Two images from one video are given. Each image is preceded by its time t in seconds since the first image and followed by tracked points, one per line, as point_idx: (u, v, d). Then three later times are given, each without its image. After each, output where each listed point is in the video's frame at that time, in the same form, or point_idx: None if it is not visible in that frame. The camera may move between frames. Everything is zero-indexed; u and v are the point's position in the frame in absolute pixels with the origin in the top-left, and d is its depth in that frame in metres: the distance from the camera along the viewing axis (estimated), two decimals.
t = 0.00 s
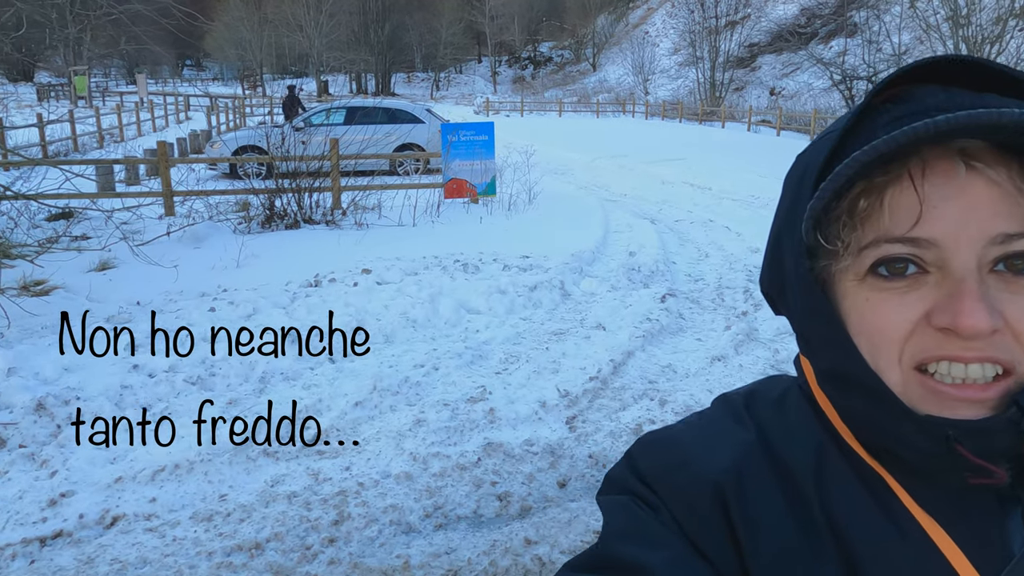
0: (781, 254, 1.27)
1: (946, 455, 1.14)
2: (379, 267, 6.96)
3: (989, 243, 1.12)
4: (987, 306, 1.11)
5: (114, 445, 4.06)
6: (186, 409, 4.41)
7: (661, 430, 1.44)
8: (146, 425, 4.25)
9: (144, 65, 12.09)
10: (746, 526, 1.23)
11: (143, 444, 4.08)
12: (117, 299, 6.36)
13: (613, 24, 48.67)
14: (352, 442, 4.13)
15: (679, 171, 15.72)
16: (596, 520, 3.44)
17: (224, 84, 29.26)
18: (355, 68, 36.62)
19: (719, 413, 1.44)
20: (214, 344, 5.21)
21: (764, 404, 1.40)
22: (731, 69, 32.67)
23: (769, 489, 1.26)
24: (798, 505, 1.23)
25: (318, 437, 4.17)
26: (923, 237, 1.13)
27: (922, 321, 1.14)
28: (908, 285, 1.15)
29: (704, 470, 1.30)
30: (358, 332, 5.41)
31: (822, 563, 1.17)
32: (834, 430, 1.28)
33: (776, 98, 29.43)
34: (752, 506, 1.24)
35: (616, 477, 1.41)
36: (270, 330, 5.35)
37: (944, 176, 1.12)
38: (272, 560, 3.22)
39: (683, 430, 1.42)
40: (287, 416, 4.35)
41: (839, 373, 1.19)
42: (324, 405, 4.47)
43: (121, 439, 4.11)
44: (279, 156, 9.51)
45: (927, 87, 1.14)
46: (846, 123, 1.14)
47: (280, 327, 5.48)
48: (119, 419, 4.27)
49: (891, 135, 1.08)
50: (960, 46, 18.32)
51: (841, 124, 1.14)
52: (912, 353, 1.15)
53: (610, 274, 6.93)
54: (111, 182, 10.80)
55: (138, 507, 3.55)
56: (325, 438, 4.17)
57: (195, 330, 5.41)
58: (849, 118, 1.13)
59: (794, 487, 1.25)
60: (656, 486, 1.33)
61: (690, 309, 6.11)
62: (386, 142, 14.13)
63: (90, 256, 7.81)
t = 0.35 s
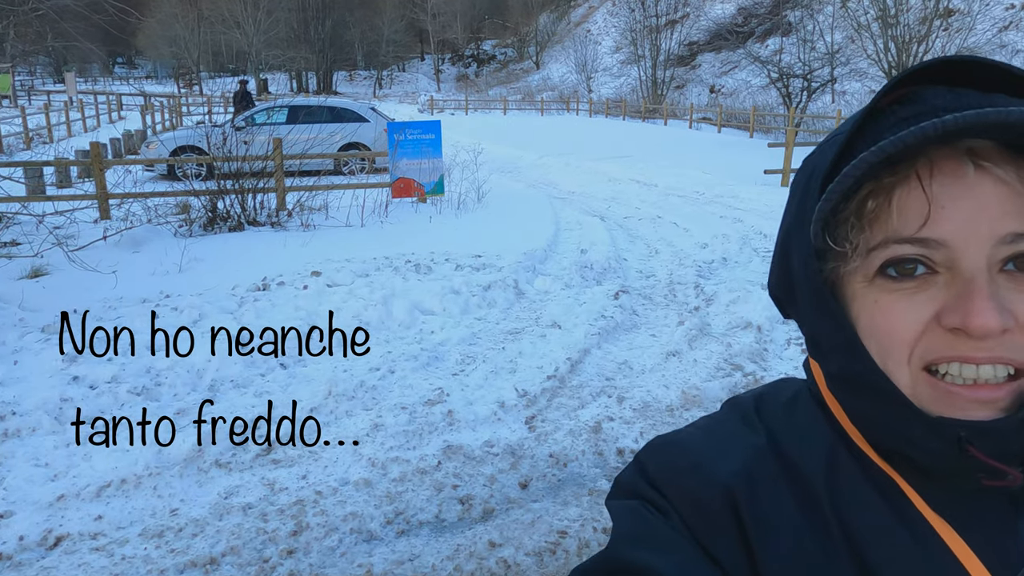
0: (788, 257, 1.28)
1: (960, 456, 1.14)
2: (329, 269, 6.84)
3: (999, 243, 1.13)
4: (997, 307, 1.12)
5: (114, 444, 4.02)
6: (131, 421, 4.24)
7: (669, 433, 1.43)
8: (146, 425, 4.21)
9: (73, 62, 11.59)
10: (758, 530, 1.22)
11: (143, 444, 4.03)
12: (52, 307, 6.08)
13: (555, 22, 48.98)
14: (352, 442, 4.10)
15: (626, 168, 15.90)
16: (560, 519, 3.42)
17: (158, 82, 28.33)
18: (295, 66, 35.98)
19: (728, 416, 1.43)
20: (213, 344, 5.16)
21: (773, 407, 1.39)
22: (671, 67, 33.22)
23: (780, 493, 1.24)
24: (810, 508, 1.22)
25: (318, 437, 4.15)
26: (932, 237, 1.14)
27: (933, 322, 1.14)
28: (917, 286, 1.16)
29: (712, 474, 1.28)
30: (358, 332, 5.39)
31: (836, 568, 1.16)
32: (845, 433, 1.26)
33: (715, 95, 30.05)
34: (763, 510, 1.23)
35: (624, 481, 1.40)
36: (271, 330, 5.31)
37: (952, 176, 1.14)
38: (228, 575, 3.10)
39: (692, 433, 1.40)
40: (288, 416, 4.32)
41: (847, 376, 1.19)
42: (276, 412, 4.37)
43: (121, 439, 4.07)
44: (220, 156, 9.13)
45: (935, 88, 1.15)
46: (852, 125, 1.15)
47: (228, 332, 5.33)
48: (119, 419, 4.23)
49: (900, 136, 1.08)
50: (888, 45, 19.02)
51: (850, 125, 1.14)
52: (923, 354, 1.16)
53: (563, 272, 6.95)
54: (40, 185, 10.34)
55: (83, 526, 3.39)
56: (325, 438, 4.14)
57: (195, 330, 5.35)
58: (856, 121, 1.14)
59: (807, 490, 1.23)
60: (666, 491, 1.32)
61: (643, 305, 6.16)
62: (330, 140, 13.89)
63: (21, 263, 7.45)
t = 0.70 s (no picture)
0: (770, 257, 1.30)
1: (942, 449, 1.16)
2: (282, 275, 6.72)
3: (974, 238, 1.16)
4: (974, 300, 1.15)
5: (114, 444, 4.03)
6: (77, 436, 4.09)
7: (655, 436, 1.45)
8: (146, 425, 4.22)
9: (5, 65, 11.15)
10: (743, 526, 1.23)
11: (142, 444, 4.04)
12: None
13: (503, 24, 49.10)
14: (352, 442, 4.10)
15: (577, 170, 16.01)
16: (524, 523, 3.41)
17: (96, 85, 27.46)
18: (240, 69, 35.31)
19: (711, 418, 1.46)
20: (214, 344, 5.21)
21: (756, 407, 1.42)
22: (619, 70, 33.59)
23: (764, 489, 1.26)
24: (795, 504, 1.23)
25: (318, 437, 4.15)
26: (909, 233, 1.17)
27: (912, 316, 1.17)
28: (895, 281, 1.19)
29: (697, 474, 1.30)
30: (358, 332, 5.44)
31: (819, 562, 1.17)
32: (826, 431, 1.28)
33: (663, 98, 30.49)
34: (748, 506, 1.24)
35: (611, 484, 1.42)
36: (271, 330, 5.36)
37: (928, 173, 1.17)
38: None
39: (678, 435, 1.43)
40: (288, 416, 4.35)
41: (828, 371, 1.22)
42: (231, 423, 4.26)
43: (121, 439, 4.08)
44: (165, 162, 8.93)
45: (908, 90, 1.19)
46: (829, 126, 1.19)
47: (178, 342, 5.18)
48: (119, 419, 4.25)
49: (876, 134, 1.11)
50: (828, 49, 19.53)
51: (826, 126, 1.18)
52: (903, 348, 1.18)
53: (519, 274, 6.95)
54: None
55: (28, 548, 3.25)
56: (325, 438, 4.15)
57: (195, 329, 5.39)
58: (832, 122, 1.17)
59: (790, 485, 1.25)
60: (653, 492, 1.34)
61: (600, 306, 6.21)
62: (278, 144, 13.67)
63: None
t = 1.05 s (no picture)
0: (711, 260, 1.32)
1: (879, 446, 1.20)
2: (234, 285, 6.61)
3: (904, 242, 1.21)
4: (907, 301, 1.20)
5: (114, 444, 4.08)
6: (20, 454, 3.95)
7: (601, 440, 1.45)
8: (146, 425, 4.28)
9: None
10: (688, 526, 1.24)
11: (142, 444, 4.10)
12: None
13: (458, 31, 49.06)
14: (352, 442, 4.16)
15: (534, 176, 16.06)
16: (483, 529, 3.40)
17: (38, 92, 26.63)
18: (190, 75, 34.69)
19: (655, 421, 1.47)
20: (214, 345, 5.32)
21: (699, 409, 1.43)
22: (574, 76, 33.83)
23: (708, 489, 1.27)
24: (736, 504, 1.25)
25: (318, 437, 4.21)
26: (845, 238, 1.20)
27: (849, 318, 1.21)
28: (833, 284, 1.22)
29: (642, 476, 1.31)
30: (358, 332, 5.56)
31: (761, 560, 1.19)
32: (766, 431, 1.31)
33: (618, 104, 30.79)
34: (693, 506, 1.25)
35: (559, 488, 1.42)
36: (271, 330, 5.47)
37: (862, 179, 1.20)
38: None
39: (623, 438, 1.43)
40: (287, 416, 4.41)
41: (768, 373, 1.24)
42: (183, 438, 4.17)
43: (121, 439, 4.13)
44: (111, 169, 8.69)
45: (841, 98, 1.23)
46: (768, 132, 1.21)
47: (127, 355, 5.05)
48: (119, 419, 4.30)
49: (815, 141, 1.14)
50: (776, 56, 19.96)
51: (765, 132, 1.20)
52: (839, 349, 1.22)
53: (476, 280, 6.95)
54: None
55: None
56: (324, 438, 4.21)
57: (195, 329, 5.47)
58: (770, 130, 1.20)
59: (732, 485, 1.27)
60: (601, 497, 1.33)
61: (557, 310, 6.24)
62: (230, 151, 13.43)
63: None
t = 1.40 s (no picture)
0: (678, 242, 1.33)
1: (840, 420, 1.24)
2: (199, 288, 6.52)
3: (871, 226, 1.27)
4: (875, 281, 1.25)
5: (115, 444, 4.08)
6: None
7: (564, 424, 1.46)
8: (146, 425, 4.29)
9: None
10: (657, 505, 1.26)
11: (142, 444, 4.11)
12: None
13: (424, 33, 48.92)
14: (351, 442, 4.17)
15: (502, 178, 16.09)
16: (453, 528, 3.41)
17: None
18: (150, 77, 34.11)
19: (616, 403, 1.48)
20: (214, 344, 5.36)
21: (658, 390, 1.45)
22: (540, 79, 33.92)
23: (674, 468, 1.29)
24: (702, 481, 1.27)
25: (318, 437, 4.22)
26: (817, 221, 1.24)
27: (820, 298, 1.25)
28: (804, 266, 1.26)
29: (610, 458, 1.32)
30: (357, 333, 5.59)
31: (728, 536, 1.22)
32: (727, 408, 1.33)
33: (584, 107, 30.97)
34: (661, 486, 1.27)
35: (524, 472, 1.41)
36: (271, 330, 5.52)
37: (833, 164, 1.25)
38: None
39: (586, 420, 1.44)
40: (288, 416, 4.41)
41: (737, 352, 1.27)
42: (146, 444, 4.12)
43: (121, 439, 4.13)
44: (70, 173, 8.52)
45: (806, 86, 1.27)
46: (741, 117, 1.23)
47: (88, 360, 4.96)
48: (118, 419, 4.30)
49: (794, 127, 1.17)
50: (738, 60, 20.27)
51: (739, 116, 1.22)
52: (809, 328, 1.26)
53: (444, 282, 6.96)
54: None
55: None
56: (325, 438, 4.21)
57: (195, 329, 5.51)
58: (743, 115, 1.22)
59: (698, 463, 1.29)
60: (569, 479, 1.33)
61: (525, 311, 6.28)
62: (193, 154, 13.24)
63: None
